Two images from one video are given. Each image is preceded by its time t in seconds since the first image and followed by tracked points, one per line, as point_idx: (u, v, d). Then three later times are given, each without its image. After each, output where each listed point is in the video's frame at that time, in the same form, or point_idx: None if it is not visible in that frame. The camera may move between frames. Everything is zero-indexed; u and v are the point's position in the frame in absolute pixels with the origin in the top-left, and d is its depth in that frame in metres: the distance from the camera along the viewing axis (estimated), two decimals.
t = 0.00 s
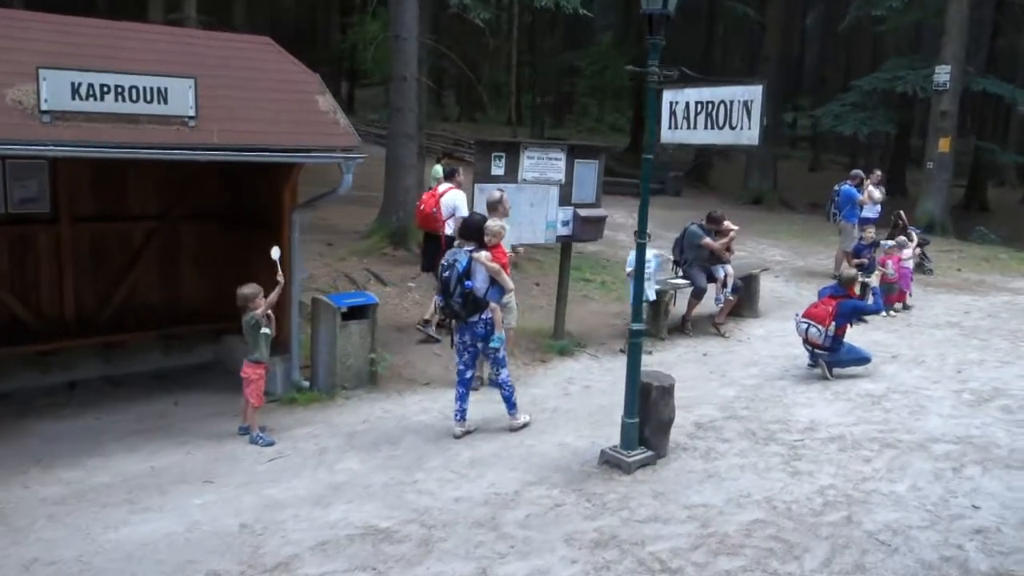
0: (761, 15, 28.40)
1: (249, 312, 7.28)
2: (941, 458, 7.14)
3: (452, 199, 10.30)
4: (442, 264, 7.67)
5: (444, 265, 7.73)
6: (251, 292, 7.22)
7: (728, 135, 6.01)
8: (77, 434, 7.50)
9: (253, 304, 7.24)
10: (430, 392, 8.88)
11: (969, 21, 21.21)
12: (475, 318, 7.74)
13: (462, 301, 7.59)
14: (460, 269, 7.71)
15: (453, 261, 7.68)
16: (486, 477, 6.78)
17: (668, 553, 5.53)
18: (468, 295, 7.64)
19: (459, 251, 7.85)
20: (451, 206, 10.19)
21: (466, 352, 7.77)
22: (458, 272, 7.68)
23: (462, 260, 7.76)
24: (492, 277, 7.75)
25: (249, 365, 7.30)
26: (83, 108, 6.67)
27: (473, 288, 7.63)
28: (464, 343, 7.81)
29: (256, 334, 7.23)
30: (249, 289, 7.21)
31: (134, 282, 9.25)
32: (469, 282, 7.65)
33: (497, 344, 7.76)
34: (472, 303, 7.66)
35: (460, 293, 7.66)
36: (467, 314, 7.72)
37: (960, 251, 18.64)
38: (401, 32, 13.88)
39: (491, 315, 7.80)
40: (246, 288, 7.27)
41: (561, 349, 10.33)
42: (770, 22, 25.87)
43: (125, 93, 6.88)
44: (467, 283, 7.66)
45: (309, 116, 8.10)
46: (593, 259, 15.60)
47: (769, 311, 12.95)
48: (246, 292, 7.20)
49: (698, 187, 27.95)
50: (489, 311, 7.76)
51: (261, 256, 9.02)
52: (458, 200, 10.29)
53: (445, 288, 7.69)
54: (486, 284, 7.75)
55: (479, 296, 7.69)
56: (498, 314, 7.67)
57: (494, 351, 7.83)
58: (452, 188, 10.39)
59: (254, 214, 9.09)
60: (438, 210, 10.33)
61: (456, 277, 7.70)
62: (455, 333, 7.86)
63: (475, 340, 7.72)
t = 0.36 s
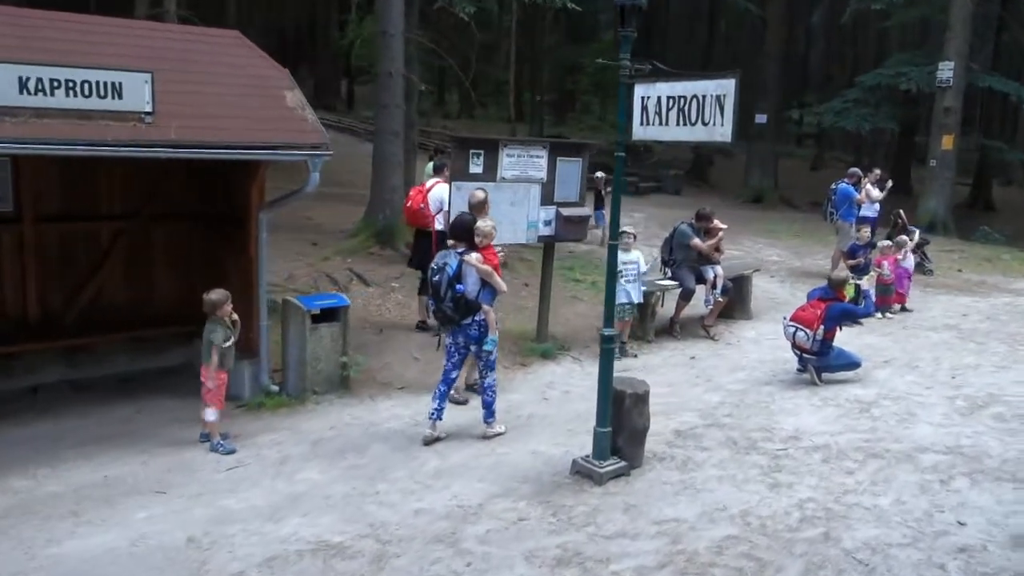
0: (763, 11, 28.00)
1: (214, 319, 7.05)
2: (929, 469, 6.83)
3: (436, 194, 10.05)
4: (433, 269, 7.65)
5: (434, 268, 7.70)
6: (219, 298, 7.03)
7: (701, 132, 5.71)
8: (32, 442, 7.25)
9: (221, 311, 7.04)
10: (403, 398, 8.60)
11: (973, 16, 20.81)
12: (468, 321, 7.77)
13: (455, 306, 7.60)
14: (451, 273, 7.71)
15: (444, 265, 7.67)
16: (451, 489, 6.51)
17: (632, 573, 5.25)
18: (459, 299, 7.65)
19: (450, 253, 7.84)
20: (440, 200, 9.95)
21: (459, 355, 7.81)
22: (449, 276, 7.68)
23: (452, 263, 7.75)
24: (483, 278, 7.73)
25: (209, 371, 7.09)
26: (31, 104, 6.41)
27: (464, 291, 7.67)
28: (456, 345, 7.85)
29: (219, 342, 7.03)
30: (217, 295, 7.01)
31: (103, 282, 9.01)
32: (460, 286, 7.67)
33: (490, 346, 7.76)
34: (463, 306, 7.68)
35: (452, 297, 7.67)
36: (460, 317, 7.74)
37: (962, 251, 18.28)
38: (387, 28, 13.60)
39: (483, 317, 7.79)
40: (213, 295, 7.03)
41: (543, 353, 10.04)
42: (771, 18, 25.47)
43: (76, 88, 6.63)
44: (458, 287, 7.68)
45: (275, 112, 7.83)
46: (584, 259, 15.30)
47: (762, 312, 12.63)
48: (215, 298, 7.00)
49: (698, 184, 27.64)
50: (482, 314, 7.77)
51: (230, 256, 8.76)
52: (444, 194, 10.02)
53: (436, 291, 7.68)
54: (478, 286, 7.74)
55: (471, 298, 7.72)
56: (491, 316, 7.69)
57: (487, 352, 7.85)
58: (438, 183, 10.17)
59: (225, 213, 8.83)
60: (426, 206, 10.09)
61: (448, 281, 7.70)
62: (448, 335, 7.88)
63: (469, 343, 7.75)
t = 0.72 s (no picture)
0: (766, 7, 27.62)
1: (175, 328, 6.58)
2: (917, 482, 6.52)
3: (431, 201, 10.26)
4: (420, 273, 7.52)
5: (422, 272, 7.57)
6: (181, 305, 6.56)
7: (670, 129, 5.43)
8: None
9: (184, 319, 6.58)
10: (376, 404, 8.34)
11: (978, 11, 20.40)
12: (458, 325, 7.56)
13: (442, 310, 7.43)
14: (440, 276, 7.52)
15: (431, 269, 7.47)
16: (414, 501, 6.24)
17: None
18: (449, 303, 7.46)
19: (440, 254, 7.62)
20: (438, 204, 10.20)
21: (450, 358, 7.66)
22: (436, 279, 7.50)
23: (441, 266, 7.57)
24: (472, 281, 7.49)
25: (171, 379, 6.61)
26: None
27: (452, 295, 7.47)
28: (449, 348, 7.70)
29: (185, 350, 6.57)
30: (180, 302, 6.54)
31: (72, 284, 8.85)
32: (447, 290, 7.47)
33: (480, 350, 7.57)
34: (453, 310, 7.49)
35: (441, 301, 7.50)
36: (450, 320, 7.54)
37: (966, 252, 17.90)
38: (374, 24, 13.34)
39: (474, 320, 7.57)
40: (171, 306, 6.57)
41: (526, 356, 9.76)
42: (773, 13, 25.06)
43: (26, 84, 6.39)
44: (446, 291, 7.48)
45: (241, 109, 7.56)
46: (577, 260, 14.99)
47: (756, 314, 12.31)
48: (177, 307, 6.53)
49: (700, 183, 27.30)
50: (472, 317, 7.54)
51: (200, 257, 8.50)
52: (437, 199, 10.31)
53: (425, 295, 7.55)
54: (467, 289, 7.53)
55: (460, 302, 7.49)
56: (482, 319, 7.48)
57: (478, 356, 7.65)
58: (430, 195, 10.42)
59: (194, 213, 8.58)
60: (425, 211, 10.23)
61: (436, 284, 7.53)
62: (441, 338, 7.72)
63: (460, 347, 7.56)
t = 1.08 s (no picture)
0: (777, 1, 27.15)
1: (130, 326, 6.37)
2: (909, 498, 6.18)
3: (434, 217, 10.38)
4: (397, 272, 7.21)
5: (400, 271, 7.26)
6: (132, 302, 6.34)
7: (643, 124, 5.13)
8: None
9: (137, 317, 6.33)
10: (353, 409, 8.08)
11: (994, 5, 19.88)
12: (435, 326, 7.20)
13: (416, 312, 7.06)
14: (417, 276, 7.18)
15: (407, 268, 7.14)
16: (378, 513, 5.98)
17: None
18: (424, 304, 7.09)
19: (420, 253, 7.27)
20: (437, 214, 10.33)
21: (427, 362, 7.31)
22: (414, 279, 7.15)
23: (419, 265, 7.23)
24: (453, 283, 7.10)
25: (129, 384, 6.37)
26: None
27: (428, 296, 7.10)
28: (427, 350, 7.35)
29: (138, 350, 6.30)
30: (131, 298, 6.34)
31: (45, 284, 8.62)
32: (424, 290, 7.11)
33: (457, 355, 7.20)
34: (429, 312, 7.11)
35: (417, 302, 7.13)
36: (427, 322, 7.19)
37: (978, 252, 17.46)
38: (366, 18, 13.07)
39: (452, 323, 7.21)
40: (125, 303, 6.36)
41: (512, 359, 9.46)
42: (784, 8, 24.59)
43: None
44: (422, 291, 7.11)
45: (209, 103, 7.35)
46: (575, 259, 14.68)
47: (756, 316, 11.95)
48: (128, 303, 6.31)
49: (709, 181, 26.92)
50: (450, 320, 7.18)
51: (174, 257, 8.28)
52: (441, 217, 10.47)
53: (401, 295, 7.22)
54: (446, 291, 7.18)
55: (437, 303, 7.12)
56: (460, 324, 7.11)
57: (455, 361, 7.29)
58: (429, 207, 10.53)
59: (170, 212, 8.36)
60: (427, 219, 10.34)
61: (413, 284, 7.19)
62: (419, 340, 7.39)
63: (437, 350, 7.21)
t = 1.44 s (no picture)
0: None
1: (80, 326, 6.10)
2: (895, 514, 5.86)
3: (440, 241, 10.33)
4: (364, 271, 6.99)
5: (369, 269, 7.03)
6: (83, 301, 6.04)
7: (608, 119, 4.81)
8: None
9: (88, 316, 6.07)
10: (324, 413, 7.82)
11: None
12: (405, 327, 6.97)
13: (382, 312, 6.85)
14: (386, 276, 6.94)
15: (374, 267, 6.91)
16: (335, 526, 5.72)
17: None
18: (392, 304, 6.86)
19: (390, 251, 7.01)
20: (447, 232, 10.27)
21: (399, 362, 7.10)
22: (381, 279, 6.92)
23: (388, 264, 6.98)
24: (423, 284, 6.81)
25: (81, 387, 6.14)
26: None
27: (396, 297, 6.85)
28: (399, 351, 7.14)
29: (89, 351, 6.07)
30: (82, 297, 6.04)
31: (14, 282, 8.46)
32: (391, 291, 6.87)
33: (427, 357, 6.95)
34: (397, 312, 6.88)
35: (385, 302, 6.91)
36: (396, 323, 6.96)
37: (987, 253, 17.03)
38: (356, 11, 12.82)
39: (423, 324, 6.96)
40: (75, 300, 6.06)
41: (494, 362, 9.18)
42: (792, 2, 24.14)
43: None
44: (390, 292, 6.87)
45: (172, 97, 7.09)
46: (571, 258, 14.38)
47: (751, 317, 11.62)
48: (79, 303, 6.02)
49: (716, 178, 26.53)
50: (420, 321, 6.93)
51: (142, 257, 8.06)
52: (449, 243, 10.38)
53: (370, 294, 7.01)
54: (417, 291, 6.91)
55: (405, 304, 6.88)
56: (430, 326, 6.89)
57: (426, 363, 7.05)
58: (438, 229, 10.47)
59: (139, 210, 8.14)
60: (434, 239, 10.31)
61: (381, 283, 6.96)
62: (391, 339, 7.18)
63: (406, 351, 6.98)
